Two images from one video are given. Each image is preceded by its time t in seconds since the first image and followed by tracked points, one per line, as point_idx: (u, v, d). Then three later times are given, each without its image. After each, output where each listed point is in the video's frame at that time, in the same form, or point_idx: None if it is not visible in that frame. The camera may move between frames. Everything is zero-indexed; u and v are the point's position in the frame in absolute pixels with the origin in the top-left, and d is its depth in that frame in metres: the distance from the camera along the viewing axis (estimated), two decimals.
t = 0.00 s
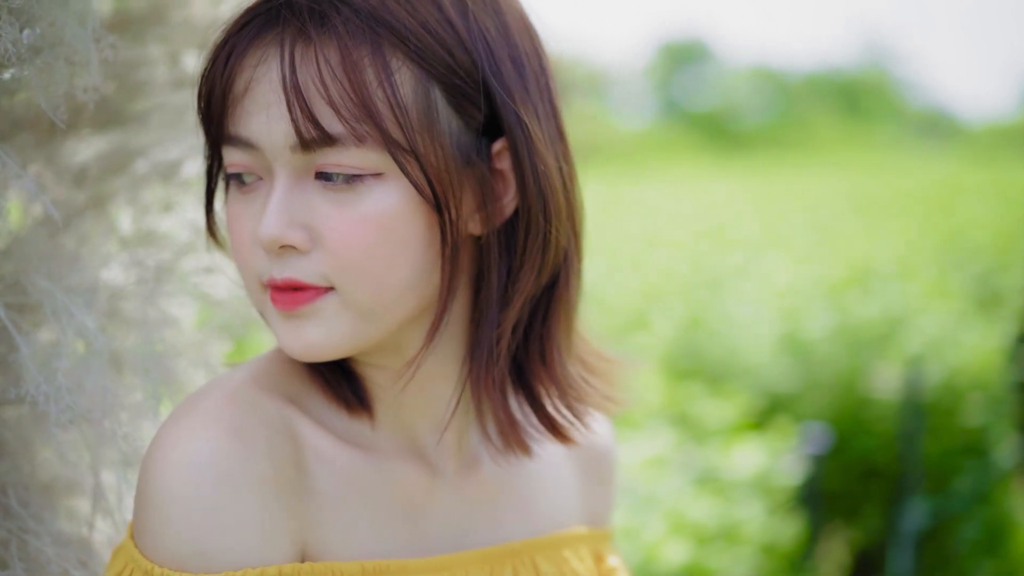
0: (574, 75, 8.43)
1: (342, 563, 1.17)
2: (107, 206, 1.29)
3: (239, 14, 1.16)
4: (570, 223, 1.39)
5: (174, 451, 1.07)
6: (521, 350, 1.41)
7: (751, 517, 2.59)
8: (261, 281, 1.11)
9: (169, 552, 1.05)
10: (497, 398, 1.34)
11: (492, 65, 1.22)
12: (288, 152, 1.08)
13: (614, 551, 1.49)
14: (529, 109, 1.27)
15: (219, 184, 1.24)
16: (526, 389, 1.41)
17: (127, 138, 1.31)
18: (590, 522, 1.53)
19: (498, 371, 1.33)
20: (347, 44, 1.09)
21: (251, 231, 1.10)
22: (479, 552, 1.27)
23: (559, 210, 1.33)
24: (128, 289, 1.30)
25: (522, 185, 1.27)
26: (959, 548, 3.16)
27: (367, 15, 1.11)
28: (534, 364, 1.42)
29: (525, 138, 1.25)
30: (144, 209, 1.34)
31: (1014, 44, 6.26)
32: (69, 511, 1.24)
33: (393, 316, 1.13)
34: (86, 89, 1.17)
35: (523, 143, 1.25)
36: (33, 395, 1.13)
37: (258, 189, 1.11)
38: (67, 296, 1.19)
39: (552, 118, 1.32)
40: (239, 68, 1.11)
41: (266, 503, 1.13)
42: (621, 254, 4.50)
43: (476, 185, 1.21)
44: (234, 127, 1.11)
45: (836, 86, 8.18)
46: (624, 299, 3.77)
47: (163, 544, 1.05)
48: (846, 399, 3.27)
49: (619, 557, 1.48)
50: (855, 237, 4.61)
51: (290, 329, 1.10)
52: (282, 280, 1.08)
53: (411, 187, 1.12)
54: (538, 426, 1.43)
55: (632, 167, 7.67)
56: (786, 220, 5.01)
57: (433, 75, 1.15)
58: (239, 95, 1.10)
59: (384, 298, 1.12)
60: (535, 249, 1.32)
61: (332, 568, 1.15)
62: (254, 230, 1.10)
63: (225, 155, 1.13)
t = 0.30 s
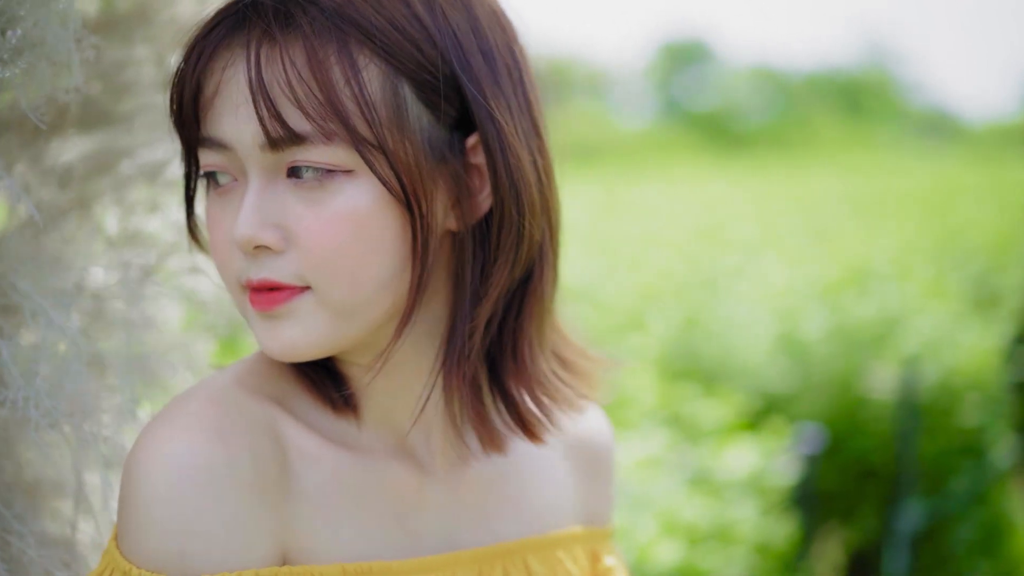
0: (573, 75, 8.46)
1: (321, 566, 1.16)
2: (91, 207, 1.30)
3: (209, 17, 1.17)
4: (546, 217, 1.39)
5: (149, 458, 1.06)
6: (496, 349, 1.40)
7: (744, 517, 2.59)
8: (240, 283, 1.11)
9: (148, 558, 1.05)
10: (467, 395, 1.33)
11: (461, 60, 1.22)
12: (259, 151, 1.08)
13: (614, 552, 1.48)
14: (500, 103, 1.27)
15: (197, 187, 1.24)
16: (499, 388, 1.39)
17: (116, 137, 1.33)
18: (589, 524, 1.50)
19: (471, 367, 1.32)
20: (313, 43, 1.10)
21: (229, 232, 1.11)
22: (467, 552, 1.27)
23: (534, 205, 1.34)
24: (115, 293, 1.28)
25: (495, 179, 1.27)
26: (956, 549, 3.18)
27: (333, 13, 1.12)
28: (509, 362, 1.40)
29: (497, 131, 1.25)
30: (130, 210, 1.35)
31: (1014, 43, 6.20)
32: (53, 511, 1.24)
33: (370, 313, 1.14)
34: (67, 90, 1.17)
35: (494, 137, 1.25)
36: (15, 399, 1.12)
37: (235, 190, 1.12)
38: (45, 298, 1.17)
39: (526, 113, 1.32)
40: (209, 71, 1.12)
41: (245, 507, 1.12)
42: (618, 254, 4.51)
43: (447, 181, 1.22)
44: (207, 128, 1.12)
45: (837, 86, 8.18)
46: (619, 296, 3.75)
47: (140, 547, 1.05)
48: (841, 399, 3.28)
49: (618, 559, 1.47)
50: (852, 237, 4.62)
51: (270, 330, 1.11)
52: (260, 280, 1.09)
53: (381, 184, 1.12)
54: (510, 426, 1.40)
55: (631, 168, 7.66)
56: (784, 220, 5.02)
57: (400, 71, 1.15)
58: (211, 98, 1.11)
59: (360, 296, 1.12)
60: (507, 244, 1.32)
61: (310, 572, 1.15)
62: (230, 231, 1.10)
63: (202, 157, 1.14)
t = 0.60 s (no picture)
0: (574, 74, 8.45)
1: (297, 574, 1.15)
2: (79, 206, 1.30)
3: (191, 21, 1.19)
4: (530, 213, 1.39)
5: (134, 463, 1.07)
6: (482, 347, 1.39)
7: (739, 517, 2.59)
8: (226, 283, 1.12)
9: (123, 562, 1.05)
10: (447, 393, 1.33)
11: (438, 56, 1.22)
12: (238, 149, 1.10)
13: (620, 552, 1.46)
14: (480, 98, 1.27)
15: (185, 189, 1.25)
16: (484, 386, 1.38)
17: (105, 139, 1.33)
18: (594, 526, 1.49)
19: (451, 364, 1.32)
20: (286, 42, 1.11)
21: (213, 232, 1.11)
22: (456, 556, 1.26)
23: (516, 200, 1.33)
24: (104, 296, 1.28)
25: (474, 173, 1.27)
26: (955, 549, 3.18)
27: (308, 11, 1.13)
28: (493, 360, 1.39)
29: (476, 126, 1.25)
30: (119, 211, 1.35)
31: (1016, 41, 6.16)
32: (39, 510, 1.24)
33: (353, 311, 1.14)
34: (53, 92, 1.17)
35: (472, 131, 1.25)
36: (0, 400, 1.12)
37: (219, 191, 1.13)
38: (30, 298, 1.16)
39: (507, 108, 1.32)
40: (188, 72, 1.14)
41: (225, 514, 1.12)
42: (618, 253, 4.51)
43: (426, 177, 1.22)
44: (192, 129, 1.13)
45: (840, 86, 8.17)
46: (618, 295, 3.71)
47: (117, 549, 1.06)
48: (839, 400, 3.28)
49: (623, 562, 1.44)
50: (852, 237, 4.63)
51: (254, 329, 1.12)
52: (243, 280, 1.10)
53: (358, 179, 1.12)
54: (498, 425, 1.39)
55: (631, 168, 7.65)
56: (785, 219, 5.03)
57: (376, 67, 1.15)
58: (193, 100, 1.13)
59: (343, 294, 1.12)
60: (489, 240, 1.32)
61: None
62: (214, 231, 1.11)
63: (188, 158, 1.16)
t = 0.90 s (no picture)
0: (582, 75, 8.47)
1: None
2: (79, 206, 1.31)
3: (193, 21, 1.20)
4: (531, 209, 1.39)
5: (134, 463, 1.06)
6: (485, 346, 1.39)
7: (746, 516, 2.58)
8: (229, 280, 1.13)
9: (104, 559, 1.05)
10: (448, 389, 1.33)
11: (437, 52, 1.22)
12: (238, 146, 1.11)
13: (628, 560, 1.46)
14: (479, 95, 1.27)
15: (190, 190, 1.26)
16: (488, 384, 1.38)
17: (105, 141, 1.35)
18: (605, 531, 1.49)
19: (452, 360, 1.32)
20: (285, 38, 1.11)
21: (215, 231, 1.12)
22: (459, 560, 1.26)
23: (517, 197, 1.33)
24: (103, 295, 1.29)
25: (474, 169, 1.27)
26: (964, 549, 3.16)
27: (306, 8, 1.13)
28: (496, 357, 1.39)
29: (476, 122, 1.26)
30: (118, 213, 1.36)
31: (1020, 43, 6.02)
32: (38, 510, 1.25)
33: (354, 306, 1.14)
34: (51, 95, 1.18)
35: (471, 127, 1.25)
36: None
37: (222, 190, 1.14)
38: (29, 299, 1.17)
39: (507, 105, 1.32)
40: (189, 72, 1.15)
41: (217, 520, 1.12)
42: (625, 254, 4.52)
43: (426, 173, 1.22)
44: (194, 129, 1.14)
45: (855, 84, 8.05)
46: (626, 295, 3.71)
47: (101, 546, 1.05)
48: (848, 402, 3.28)
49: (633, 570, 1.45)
50: (859, 237, 4.63)
51: (257, 326, 1.12)
52: (245, 276, 1.10)
53: (356, 175, 1.12)
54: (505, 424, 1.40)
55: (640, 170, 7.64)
56: (793, 220, 5.03)
57: (374, 62, 1.16)
58: (195, 100, 1.14)
59: (344, 289, 1.12)
60: (490, 236, 1.32)
61: None
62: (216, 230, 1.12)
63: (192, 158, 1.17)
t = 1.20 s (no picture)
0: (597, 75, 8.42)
1: None
2: (90, 207, 1.31)
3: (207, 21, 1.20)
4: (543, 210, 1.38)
5: (141, 463, 1.07)
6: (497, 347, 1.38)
7: (761, 518, 2.55)
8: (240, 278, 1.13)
9: (105, 557, 1.06)
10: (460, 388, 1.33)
11: (449, 52, 1.22)
12: (250, 144, 1.11)
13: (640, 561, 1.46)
14: (491, 94, 1.26)
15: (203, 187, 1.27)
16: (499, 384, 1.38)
17: (116, 142, 1.34)
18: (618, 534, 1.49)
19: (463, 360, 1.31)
20: (297, 36, 1.11)
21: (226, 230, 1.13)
22: (468, 561, 1.26)
23: (529, 196, 1.32)
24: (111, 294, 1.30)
25: (485, 168, 1.27)
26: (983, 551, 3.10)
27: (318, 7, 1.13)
28: (509, 357, 1.39)
29: (487, 121, 1.25)
30: (128, 213, 1.36)
31: None
32: (46, 510, 1.25)
33: (363, 306, 1.14)
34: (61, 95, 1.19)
35: (483, 126, 1.25)
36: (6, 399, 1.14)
37: (234, 188, 1.15)
38: (37, 299, 1.18)
39: (520, 104, 1.32)
40: (203, 70, 1.15)
41: (219, 523, 1.11)
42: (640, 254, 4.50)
43: (436, 171, 1.22)
44: (206, 127, 1.15)
45: (876, 83, 7.67)
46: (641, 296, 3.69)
47: (104, 545, 1.06)
48: (864, 402, 3.24)
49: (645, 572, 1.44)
50: (876, 238, 4.59)
51: (267, 324, 1.12)
52: (255, 274, 1.11)
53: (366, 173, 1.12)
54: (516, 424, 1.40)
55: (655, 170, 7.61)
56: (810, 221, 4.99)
57: (386, 61, 1.16)
58: (208, 99, 1.15)
59: (354, 287, 1.12)
60: (501, 235, 1.31)
61: None
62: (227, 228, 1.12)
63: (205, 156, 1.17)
